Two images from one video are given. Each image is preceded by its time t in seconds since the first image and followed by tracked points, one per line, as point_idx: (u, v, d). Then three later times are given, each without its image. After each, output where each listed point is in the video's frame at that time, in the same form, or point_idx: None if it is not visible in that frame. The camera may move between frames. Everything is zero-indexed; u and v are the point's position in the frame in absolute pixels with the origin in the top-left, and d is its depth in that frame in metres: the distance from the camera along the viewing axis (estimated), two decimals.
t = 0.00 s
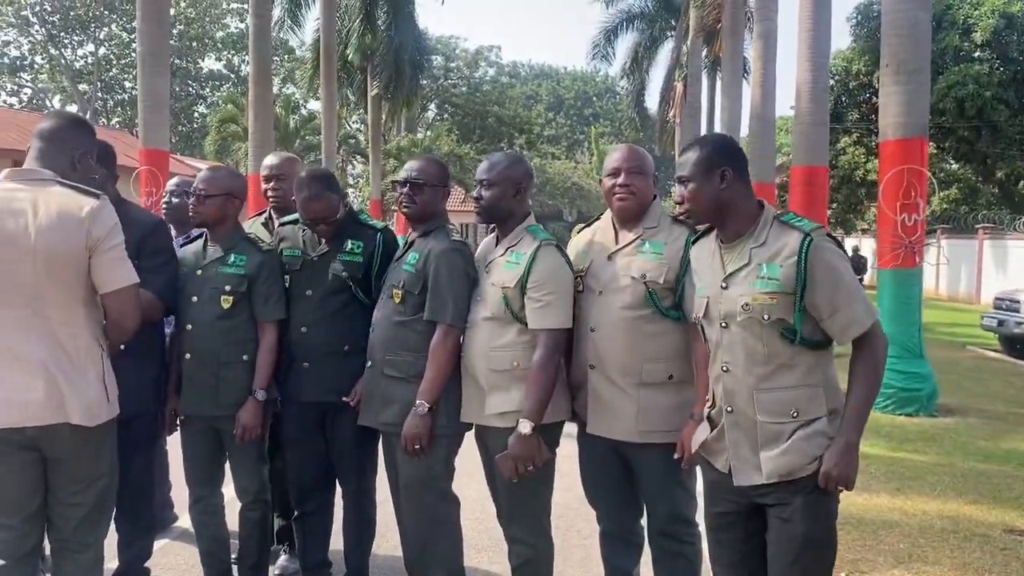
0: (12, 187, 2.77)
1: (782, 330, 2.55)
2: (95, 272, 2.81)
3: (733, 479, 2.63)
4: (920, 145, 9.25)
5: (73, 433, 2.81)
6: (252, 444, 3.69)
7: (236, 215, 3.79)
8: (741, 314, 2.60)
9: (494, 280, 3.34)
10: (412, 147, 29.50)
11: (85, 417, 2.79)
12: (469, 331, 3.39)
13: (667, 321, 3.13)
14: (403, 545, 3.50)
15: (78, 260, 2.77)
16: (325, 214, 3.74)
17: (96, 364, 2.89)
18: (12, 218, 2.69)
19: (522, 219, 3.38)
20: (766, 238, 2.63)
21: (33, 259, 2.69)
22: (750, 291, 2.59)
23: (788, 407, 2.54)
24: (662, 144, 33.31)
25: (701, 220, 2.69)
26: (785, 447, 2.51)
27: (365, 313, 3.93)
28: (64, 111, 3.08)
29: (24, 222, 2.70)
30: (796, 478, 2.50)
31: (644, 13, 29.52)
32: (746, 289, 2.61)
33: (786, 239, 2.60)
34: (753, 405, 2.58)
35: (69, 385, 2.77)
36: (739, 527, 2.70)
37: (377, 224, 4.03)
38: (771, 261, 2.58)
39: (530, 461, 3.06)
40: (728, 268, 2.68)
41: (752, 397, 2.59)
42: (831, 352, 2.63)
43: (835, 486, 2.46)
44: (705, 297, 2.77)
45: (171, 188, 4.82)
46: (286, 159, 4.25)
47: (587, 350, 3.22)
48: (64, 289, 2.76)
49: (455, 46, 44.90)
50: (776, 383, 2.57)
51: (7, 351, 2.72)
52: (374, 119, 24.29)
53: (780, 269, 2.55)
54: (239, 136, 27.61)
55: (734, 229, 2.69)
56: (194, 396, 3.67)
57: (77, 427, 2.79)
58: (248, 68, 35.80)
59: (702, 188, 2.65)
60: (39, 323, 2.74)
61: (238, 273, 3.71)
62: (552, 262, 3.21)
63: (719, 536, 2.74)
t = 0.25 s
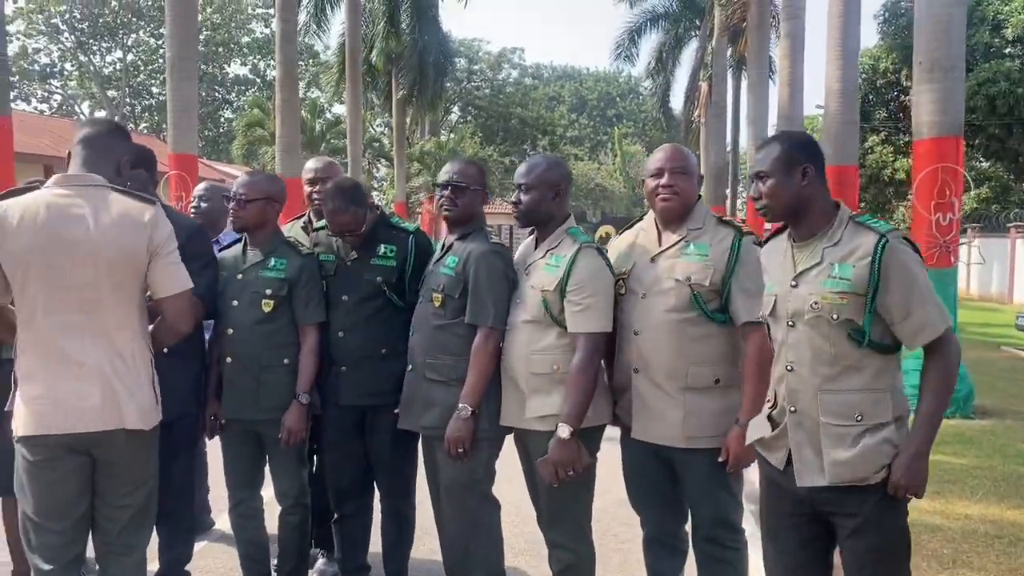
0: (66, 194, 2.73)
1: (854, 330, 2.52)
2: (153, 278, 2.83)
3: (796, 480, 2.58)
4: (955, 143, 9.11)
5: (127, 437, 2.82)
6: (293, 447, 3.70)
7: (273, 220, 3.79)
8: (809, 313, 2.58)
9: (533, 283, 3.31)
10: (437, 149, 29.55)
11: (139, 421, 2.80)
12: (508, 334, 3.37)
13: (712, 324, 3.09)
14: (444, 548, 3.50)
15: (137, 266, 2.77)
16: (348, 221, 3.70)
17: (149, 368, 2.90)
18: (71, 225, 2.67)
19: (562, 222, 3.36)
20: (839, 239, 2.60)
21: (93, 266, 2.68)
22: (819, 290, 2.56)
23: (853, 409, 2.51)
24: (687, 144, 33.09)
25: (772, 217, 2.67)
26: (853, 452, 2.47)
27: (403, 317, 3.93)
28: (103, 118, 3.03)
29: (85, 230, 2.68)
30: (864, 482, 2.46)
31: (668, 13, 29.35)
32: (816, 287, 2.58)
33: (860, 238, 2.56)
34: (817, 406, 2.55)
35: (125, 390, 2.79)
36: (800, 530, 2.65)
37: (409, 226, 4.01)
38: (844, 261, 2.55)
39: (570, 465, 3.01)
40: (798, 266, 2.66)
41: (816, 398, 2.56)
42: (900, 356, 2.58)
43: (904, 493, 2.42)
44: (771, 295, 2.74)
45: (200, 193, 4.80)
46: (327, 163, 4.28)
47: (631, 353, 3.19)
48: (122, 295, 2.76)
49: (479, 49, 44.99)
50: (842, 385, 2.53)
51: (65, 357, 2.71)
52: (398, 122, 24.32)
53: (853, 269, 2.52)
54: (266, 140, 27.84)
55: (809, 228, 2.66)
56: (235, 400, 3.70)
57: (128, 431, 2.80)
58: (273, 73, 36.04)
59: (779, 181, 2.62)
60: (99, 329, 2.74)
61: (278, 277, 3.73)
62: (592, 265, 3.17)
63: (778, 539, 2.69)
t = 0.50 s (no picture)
0: (131, 200, 2.74)
1: (969, 339, 2.49)
2: (219, 283, 2.86)
3: (898, 491, 2.57)
4: (1004, 142, 8.81)
5: (189, 442, 2.83)
6: (346, 452, 3.69)
7: (322, 224, 3.78)
8: (922, 321, 2.55)
9: (589, 285, 3.25)
10: (470, 152, 29.56)
11: (202, 425, 2.82)
12: (563, 339, 3.32)
13: (780, 327, 3.01)
14: (498, 553, 3.47)
15: (205, 272, 2.79)
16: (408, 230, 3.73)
17: (212, 373, 2.92)
18: (139, 231, 2.68)
19: (619, 225, 3.30)
20: (955, 245, 2.55)
21: (162, 272, 2.70)
22: (934, 299, 2.53)
23: (960, 422, 2.50)
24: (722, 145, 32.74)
25: (889, 219, 2.64)
26: (961, 466, 2.46)
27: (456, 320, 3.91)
28: (156, 126, 3.01)
29: (154, 236, 2.69)
30: (971, 494, 2.45)
31: (701, 13, 29.02)
32: (928, 295, 2.54)
33: (978, 246, 2.52)
34: (924, 416, 2.54)
35: (191, 395, 2.80)
36: (892, 536, 2.66)
37: (462, 229, 3.98)
38: (962, 268, 2.51)
39: (632, 473, 2.98)
40: (908, 271, 2.62)
41: (924, 409, 2.54)
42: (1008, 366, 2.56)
43: (1019, 506, 2.40)
44: (877, 297, 2.71)
45: (240, 198, 4.75)
46: (377, 168, 4.28)
47: (694, 357, 3.14)
48: (189, 301, 2.78)
49: (511, 52, 45.00)
50: (951, 396, 2.52)
51: (132, 362, 2.72)
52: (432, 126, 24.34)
53: (972, 276, 2.49)
54: (302, 145, 28.08)
55: (921, 230, 2.63)
56: (288, 404, 3.70)
57: (193, 437, 2.82)
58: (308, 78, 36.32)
59: (896, 180, 2.59)
60: (167, 334, 2.75)
61: (330, 281, 3.73)
62: (651, 268, 3.11)
63: (867, 543, 2.70)
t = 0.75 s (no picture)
0: (198, 209, 2.76)
1: None
2: (286, 292, 2.87)
3: (999, 508, 2.51)
4: None
5: (256, 450, 2.84)
6: (405, 460, 3.68)
7: (381, 230, 3.77)
8: None
9: (652, 292, 3.19)
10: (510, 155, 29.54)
11: (269, 434, 2.82)
12: (624, 346, 3.25)
13: (863, 336, 2.94)
14: (559, 562, 3.42)
15: (273, 280, 2.81)
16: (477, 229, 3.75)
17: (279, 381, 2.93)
18: (209, 241, 2.71)
19: (682, 230, 3.24)
20: None
21: (231, 280, 2.72)
22: None
23: None
24: (765, 144, 32.29)
25: (1012, 227, 2.58)
26: None
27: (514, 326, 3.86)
28: (221, 136, 3.03)
29: (224, 244, 2.72)
30: None
31: (742, 12, 28.73)
32: None
33: None
34: None
35: (258, 404, 2.81)
36: (982, 546, 2.59)
37: (523, 234, 3.94)
38: None
39: (700, 485, 2.94)
40: None
41: None
42: None
43: None
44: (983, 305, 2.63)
45: (289, 206, 4.54)
46: (424, 175, 4.24)
47: (770, 366, 3.07)
48: (256, 309, 2.80)
49: (549, 54, 44.96)
50: None
51: (202, 372, 2.74)
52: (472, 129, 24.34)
53: None
54: (344, 150, 28.36)
55: None
56: (346, 411, 3.70)
57: (258, 446, 2.82)
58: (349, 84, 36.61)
59: None
60: (235, 342, 2.77)
61: (389, 287, 3.72)
62: (718, 275, 3.05)
63: (950, 553, 2.63)
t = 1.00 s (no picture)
0: (271, 213, 2.74)
1: None
2: (356, 296, 2.84)
3: None
4: None
5: (328, 458, 2.81)
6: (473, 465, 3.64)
7: (446, 233, 3.77)
8: None
9: (727, 295, 3.09)
10: (556, 158, 29.43)
11: (341, 441, 2.79)
12: (697, 352, 3.15)
13: (965, 347, 2.81)
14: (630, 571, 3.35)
15: (344, 285, 2.78)
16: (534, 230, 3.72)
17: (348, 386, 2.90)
18: (281, 245, 2.69)
19: (758, 230, 3.13)
20: None
21: (303, 285, 2.70)
22: None
23: None
24: (815, 144, 31.71)
25: None
26: None
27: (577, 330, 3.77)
28: (292, 140, 3.01)
29: (297, 248, 2.69)
30: None
31: (793, 11, 28.30)
32: None
33: None
34: None
35: (330, 409, 2.78)
36: None
37: (585, 234, 3.83)
38: None
39: (780, 497, 2.86)
40: None
41: None
42: None
43: None
44: None
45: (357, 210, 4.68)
46: (486, 177, 4.11)
47: (865, 377, 2.96)
48: (329, 314, 2.77)
49: (595, 56, 44.78)
50: None
51: (275, 378, 2.72)
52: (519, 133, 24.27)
53: None
54: (392, 155, 28.54)
55: None
56: (413, 415, 3.68)
57: (330, 451, 2.79)
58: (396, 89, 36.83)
59: None
60: (308, 348, 2.74)
61: (456, 291, 3.70)
62: (797, 278, 2.94)
63: None
